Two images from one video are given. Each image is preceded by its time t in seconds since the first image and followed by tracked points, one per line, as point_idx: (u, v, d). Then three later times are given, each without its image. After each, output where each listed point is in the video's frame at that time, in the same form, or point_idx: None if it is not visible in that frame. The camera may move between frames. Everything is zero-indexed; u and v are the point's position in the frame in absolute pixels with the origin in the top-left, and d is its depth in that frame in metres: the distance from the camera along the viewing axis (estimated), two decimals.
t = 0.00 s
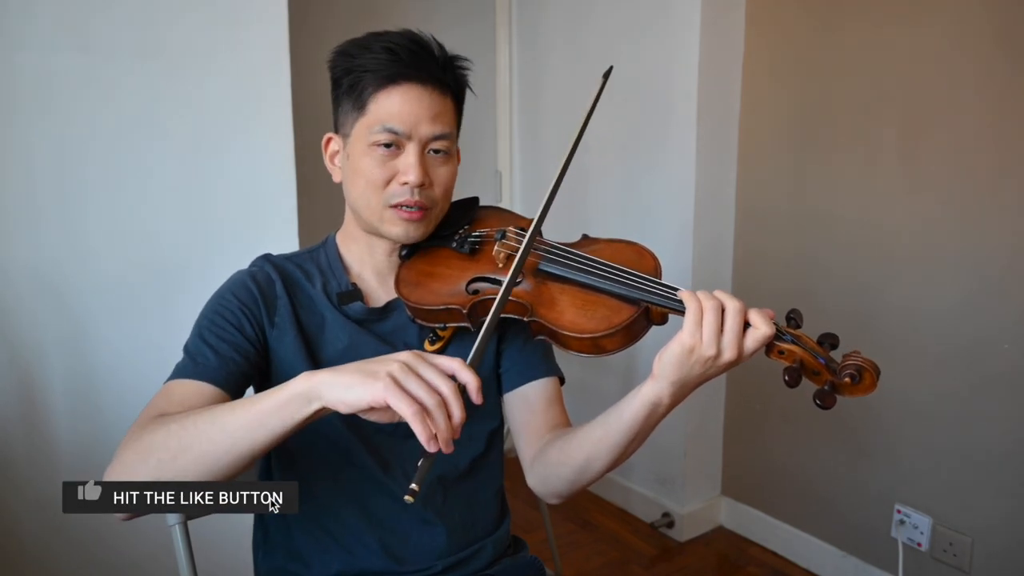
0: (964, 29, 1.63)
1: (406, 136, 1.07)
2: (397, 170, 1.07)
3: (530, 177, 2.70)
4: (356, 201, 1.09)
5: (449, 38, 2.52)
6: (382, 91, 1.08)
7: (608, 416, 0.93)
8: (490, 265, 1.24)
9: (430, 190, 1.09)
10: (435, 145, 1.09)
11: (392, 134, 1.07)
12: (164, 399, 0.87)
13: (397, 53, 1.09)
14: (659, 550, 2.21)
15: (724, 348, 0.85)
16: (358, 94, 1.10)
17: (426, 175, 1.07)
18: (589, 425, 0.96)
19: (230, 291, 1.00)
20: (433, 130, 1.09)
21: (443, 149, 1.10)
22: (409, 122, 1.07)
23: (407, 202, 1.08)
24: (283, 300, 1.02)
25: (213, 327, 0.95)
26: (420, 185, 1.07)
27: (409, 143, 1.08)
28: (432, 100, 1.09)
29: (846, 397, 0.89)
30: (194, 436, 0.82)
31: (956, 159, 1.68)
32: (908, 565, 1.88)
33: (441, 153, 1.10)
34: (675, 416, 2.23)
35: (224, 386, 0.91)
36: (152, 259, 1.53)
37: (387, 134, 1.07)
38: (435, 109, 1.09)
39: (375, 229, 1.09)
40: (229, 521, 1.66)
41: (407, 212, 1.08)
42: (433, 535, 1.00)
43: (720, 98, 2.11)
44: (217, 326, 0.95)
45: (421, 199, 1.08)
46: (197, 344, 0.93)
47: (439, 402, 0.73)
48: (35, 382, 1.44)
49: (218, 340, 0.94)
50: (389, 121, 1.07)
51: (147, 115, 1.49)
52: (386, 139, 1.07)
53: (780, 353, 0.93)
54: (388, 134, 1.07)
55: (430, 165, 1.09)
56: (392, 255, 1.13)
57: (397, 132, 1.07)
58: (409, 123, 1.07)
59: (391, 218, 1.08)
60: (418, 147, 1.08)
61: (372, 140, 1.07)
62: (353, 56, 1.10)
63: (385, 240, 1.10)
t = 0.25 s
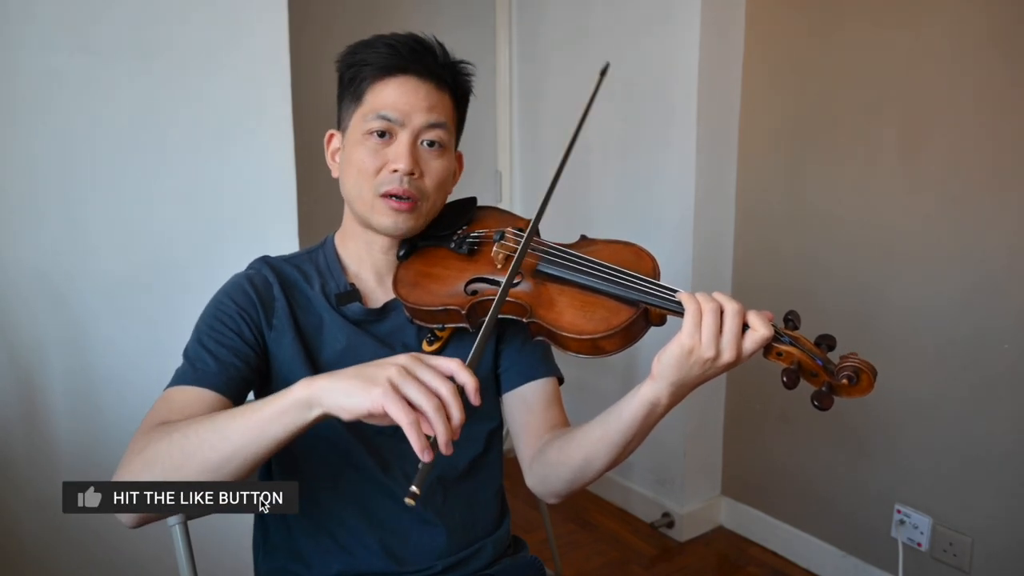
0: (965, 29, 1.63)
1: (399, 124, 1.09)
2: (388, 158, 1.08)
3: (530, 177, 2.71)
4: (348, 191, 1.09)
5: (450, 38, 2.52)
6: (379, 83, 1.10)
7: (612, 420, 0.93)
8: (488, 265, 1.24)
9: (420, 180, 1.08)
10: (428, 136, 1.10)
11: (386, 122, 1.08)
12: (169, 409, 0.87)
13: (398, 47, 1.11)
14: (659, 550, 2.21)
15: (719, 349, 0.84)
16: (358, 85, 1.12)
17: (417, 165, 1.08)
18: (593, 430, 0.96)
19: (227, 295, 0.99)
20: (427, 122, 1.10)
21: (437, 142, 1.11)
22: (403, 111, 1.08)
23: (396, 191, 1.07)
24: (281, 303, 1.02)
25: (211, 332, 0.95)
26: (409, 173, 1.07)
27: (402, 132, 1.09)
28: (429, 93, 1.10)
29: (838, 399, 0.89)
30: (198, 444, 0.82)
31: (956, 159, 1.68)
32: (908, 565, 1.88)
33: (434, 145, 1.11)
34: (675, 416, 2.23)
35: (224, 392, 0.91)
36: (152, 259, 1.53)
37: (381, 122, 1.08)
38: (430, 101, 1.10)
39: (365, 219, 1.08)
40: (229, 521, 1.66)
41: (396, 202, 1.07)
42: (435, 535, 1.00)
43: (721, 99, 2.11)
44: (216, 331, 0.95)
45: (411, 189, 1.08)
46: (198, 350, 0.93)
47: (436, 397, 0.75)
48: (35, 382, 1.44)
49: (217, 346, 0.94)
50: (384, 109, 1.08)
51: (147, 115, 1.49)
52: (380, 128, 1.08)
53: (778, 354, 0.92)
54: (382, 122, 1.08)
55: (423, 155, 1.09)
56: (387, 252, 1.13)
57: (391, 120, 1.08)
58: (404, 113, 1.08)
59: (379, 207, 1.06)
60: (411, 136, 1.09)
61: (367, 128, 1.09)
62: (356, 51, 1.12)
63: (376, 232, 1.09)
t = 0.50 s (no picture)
0: (965, 28, 1.63)
1: (378, 116, 1.10)
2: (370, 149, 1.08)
3: (529, 177, 2.71)
4: (337, 189, 1.10)
5: (449, 37, 2.52)
6: (362, 82, 1.12)
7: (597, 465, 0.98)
8: (507, 293, 1.23)
9: (403, 164, 1.08)
10: (407, 123, 1.10)
11: (366, 116, 1.10)
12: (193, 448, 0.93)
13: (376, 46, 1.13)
14: (660, 550, 2.21)
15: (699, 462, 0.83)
16: (339, 91, 1.14)
17: (396, 150, 1.08)
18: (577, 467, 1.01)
19: (226, 314, 0.99)
20: (406, 110, 1.10)
21: (418, 128, 1.11)
22: (381, 102, 1.10)
23: (381, 177, 1.06)
24: (279, 313, 1.01)
25: (216, 359, 0.96)
26: (391, 158, 1.07)
27: (382, 123, 1.10)
28: (407, 84, 1.11)
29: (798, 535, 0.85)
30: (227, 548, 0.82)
31: (956, 159, 1.68)
32: (908, 565, 1.88)
33: (416, 131, 1.11)
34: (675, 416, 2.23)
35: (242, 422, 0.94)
36: (152, 259, 1.53)
37: (362, 117, 1.10)
38: (406, 89, 1.11)
39: (355, 212, 1.08)
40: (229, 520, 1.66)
41: (381, 188, 1.06)
42: (436, 535, 1.00)
43: (720, 100, 2.11)
44: (221, 357, 0.96)
45: (395, 174, 1.07)
46: (206, 383, 0.94)
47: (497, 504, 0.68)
48: (35, 382, 1.44)
49: (222, 374, 0.95)
50: (364, 104, 1.10)
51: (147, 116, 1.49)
52: (360, 122, 1.10)
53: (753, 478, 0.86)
54: (363, 116, 1.10)
55: (404, 142, 1.09)
56: (384, 246, 1.11)
57: (370, 113, 1.10)
58: (383, 104, 1.10)
59: (365, 197, 1.06)
60: (391, 125, 1.10)
61: (349, 126, 1.11)
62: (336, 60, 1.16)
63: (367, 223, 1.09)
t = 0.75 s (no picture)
0: (965, 28, 1.63)
1: (372, 121, 1.07)
2: (372, 156, 1.07)
3: (529, 177, 2.71)
4: (343, 199, 1.08)
5: (449, 37, 2.51)
6: (341, 85, 1.08)
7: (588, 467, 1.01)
8: (517, 302, 1.16)
9: (409, 167, 1.07)
10: (403, 124, 1.09)
11: (360, 123, 1.07)
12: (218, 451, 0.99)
13: (344, 46, 1.09)
14: (659, 550, 2.21)
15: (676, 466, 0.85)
16: (319, 96, 1.10)
17: (401, 153, 1.06)
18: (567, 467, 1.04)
19: (229, 326, 0.99)
20: (397, 110, 1.08)
21: (413, 127, 1.10)
22: (372, 106, 1.07)
23: (390, 183, 1.06)
24: (280, 321, 1.01)
25: (229, 372, 0.98)
26: (397, 163, 1.06)
27: (378, 127, 1.08)
28: (389, 82, 1.08)
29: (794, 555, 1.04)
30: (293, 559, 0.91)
31: (956, 159, 1.67)
32: (908, 565, 1.88)
33: (412, 131, 1.09)
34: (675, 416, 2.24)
35: (264, 435, 0.98)
36: (153, 260, 1.53)
37: (355, 124, 1.07)
38: (394, 88, 1.08)
39: (367, 220, 1.07)
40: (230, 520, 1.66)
41: (393, 193, 1.06)
42: (439, 534, 1.01)
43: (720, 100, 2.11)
44: (231, 369, 0.98)
45: (404, 177, 1.06)
46: (222, 397, 0.98)
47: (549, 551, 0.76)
48: (35, 383, 1.45)
49: (236, 386, 0.97)
50: (355, 111, 1.07)
51: (146, 116, 1.49)
52: (355, 130, 1.07)
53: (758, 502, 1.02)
54: (355, 124, 1.07)
55: (403, 144, 1.08)
56: (392, 247, 1.11)
57: (363, 120, 1.07)
58: (372, 108, 1.07)
59: (379, 204, 1.05)
60: (387, 129, 1.08)
61: (342, 134, 1.08)
62: (308, 62, 1.10)
63: (380, 229, 1.08)
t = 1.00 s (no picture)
0: (965, 28, 1.62)
1: (362, 123, 1.07)
2: (361, 158, 1.07)
3: (530, 177, 2.71)
4: (333, 201, 1.09)
5: (449, 37, 2.51)
6: (333, 85, 1.08)
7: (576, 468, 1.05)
8: (509, 302, 1.16)
9: (398, 171, 1.07)
10: (393, 126, 1.08)
11: (350, 125, 1.07)
12: (214, 446, 0.97)
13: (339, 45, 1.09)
14: (659, 550, 2.21)
15: (660, 449, 0.86)
16: (312, 97, 1.10)
17: (389, 157, 1.06)
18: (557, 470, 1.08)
19: (224, 322, 0.99)
20: (388, 112, 1.08)
21: (404, 129, 1.09)
22: (363, 108, 1.07)
23: (378, 187, 1.06)
24: (273, 318, 1.01)
25: (223, 368, 0.98)
26: (385, 167, 1.05)
27: (368, 130, 1.08)
28: (381, 83, 1.08)
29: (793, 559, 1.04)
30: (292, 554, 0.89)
31: (956, 159, 1.67)
32: (908, 565, 1.88)
33: (403, 134, 1.09)
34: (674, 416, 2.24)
35: (255, 427, 0.96)
36: (152, 260, 1.53)
37: (345, 125, 1.07)
38: (385, 90, 1.08)
39: (354, 224, 1.08)
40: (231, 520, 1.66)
41: (381, 198, 1.06)
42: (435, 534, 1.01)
43: (720, 100, 2.11)
44: (226, 363, 0.98)
45: (392, 181, 1.06)
46: (217, 390, 0.97)
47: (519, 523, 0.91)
48: (34, 383, 1.45)
49: (231, 381, 0.97)
50: (346, 112, 1.07)
51: (146, 116, 1.49)
52: (345, 131, 1.07)
53: (750, 503, 1.04)
54: (345, 125, 1.07)
55: (393, 146, 1.08)
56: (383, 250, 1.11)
57: (354, 121, 1.07)
58: (363, 110, 1.07)
59: (365, 210, 1.06)
60: (377, 131, 1.07)
61: (333, 135, 1.08)
62: (303, 61, 1.10)
63: (368, 234, 1.08)
